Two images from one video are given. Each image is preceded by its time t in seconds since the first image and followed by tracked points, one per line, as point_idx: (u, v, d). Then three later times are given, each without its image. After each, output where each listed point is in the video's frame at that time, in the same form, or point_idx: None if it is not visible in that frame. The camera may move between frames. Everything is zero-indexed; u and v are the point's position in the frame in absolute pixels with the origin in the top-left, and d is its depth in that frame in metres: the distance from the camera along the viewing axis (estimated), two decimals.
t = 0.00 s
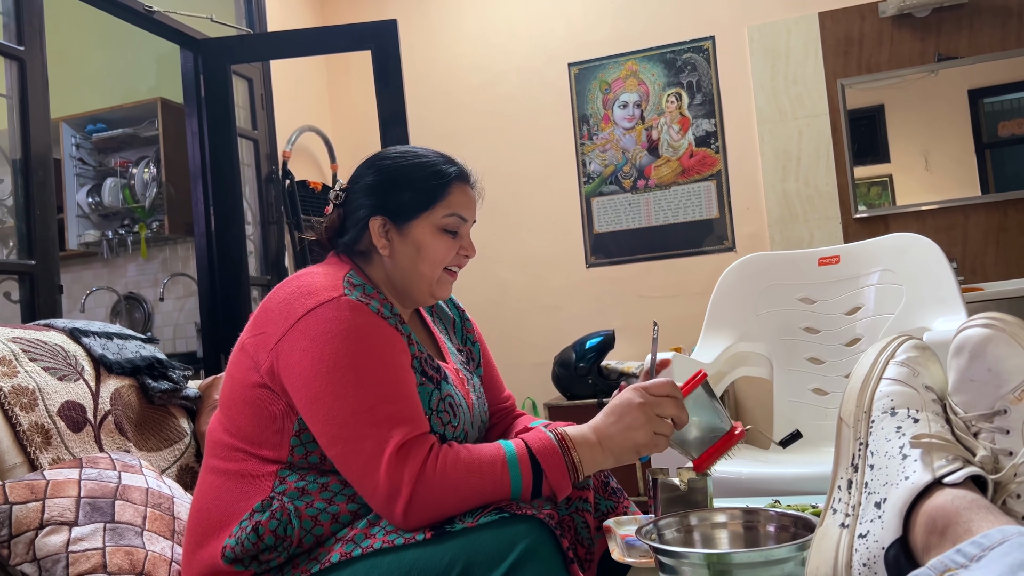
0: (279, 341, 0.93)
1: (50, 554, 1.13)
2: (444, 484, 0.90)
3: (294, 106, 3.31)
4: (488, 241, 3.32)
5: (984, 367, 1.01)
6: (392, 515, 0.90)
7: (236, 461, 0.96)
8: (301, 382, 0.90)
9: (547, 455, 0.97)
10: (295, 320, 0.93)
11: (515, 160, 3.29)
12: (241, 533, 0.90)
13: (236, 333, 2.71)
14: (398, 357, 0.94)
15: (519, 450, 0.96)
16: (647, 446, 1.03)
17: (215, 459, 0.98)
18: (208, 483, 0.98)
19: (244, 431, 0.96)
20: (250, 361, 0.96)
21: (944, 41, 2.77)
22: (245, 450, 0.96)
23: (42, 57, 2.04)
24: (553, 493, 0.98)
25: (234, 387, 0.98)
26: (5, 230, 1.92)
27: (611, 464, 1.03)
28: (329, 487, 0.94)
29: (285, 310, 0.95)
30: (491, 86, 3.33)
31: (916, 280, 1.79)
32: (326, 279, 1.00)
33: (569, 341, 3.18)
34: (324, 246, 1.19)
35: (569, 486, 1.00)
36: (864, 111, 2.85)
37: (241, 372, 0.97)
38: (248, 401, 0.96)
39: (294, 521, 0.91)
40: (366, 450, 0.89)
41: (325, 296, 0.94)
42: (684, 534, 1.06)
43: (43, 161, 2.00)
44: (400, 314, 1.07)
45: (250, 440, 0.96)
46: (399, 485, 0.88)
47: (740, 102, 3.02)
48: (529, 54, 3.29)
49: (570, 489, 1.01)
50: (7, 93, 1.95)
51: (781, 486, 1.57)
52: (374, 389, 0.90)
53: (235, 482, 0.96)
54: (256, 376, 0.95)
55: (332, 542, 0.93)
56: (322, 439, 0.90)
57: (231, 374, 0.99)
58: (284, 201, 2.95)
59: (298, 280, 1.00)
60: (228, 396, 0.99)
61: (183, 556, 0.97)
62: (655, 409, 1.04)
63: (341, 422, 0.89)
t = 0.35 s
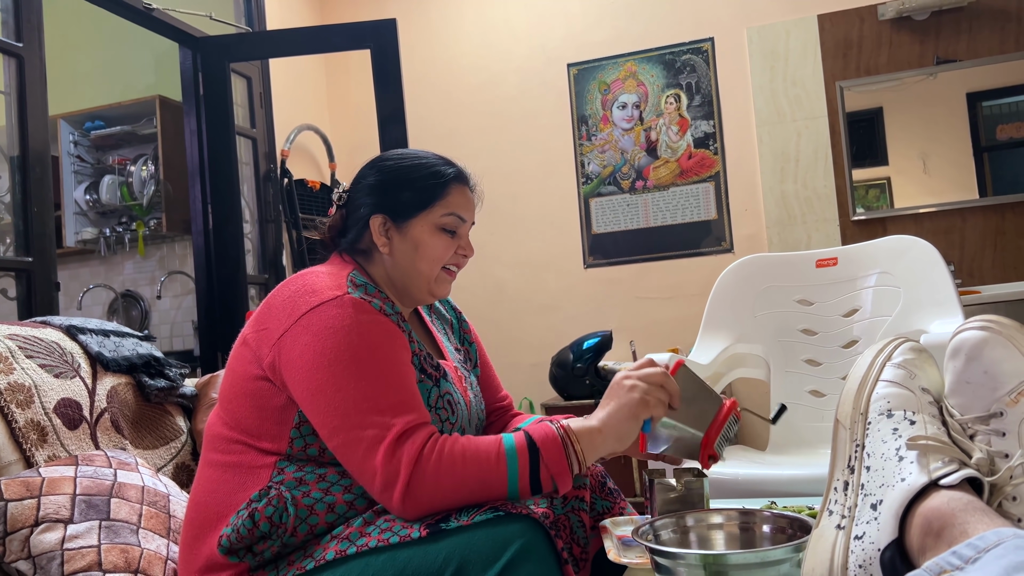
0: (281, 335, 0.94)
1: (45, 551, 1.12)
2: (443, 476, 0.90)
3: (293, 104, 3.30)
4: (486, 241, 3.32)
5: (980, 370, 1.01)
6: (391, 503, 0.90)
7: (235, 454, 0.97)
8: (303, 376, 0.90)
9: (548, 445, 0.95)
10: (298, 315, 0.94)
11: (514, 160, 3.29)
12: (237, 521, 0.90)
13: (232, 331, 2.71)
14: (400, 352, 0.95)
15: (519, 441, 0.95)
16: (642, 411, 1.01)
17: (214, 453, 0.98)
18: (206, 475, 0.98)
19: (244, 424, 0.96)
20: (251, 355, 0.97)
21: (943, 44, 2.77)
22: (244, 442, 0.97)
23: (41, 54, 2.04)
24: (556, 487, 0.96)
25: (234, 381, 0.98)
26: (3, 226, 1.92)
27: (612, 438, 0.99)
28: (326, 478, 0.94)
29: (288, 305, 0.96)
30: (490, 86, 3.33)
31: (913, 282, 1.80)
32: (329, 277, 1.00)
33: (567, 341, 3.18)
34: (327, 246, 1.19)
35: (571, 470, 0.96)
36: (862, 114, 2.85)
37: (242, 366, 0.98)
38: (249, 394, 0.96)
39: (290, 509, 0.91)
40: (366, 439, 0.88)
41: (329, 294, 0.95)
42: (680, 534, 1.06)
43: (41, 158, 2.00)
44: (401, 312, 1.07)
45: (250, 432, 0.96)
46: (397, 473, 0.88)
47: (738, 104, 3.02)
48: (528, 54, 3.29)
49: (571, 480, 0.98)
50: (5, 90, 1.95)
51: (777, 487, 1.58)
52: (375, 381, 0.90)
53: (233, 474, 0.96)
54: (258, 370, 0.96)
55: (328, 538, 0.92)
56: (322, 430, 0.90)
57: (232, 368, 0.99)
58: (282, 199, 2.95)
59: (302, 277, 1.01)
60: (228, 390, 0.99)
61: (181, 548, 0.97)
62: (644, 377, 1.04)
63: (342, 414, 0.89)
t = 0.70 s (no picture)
0: (281, 324, 0.95)
1: (42, 549, 1.12)
2: (450, 442, 0.88)
3: (293, 104, 3.30)
4: (485, 241, 3.32)
5: (985, 370, 1.02)
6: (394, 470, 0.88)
7: (234, 447, 0.97)
8: (305, 358, 0.91)
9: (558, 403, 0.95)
10: (298, 304, 0.95)
11: (513, 160, 3.29)
12: (234, 511, 0.91)
13: (230, 331, 2.70)
14: (398, 336, 0.95)
15: (528, 400, 0.94)
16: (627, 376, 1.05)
17: (213, 447, 0.98)
18: (205, 470, 0.98)
19: (243, 416, 0.97)
20: (252, 347, 0.98)
21: (942, 47, 2.78)
22: (243, 434, 0.97)
23: (40, 51, 2.04)
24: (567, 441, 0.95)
25: (234, 374, 0.99)
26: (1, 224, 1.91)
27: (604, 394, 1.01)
28: (322, 469, 0.94)
29: (289, 296, 0.97)
30: (490, 86, 3.33)
31: (910, 284, 1.80)
32: (329, 273, 1.01)
33: (565, 341, 3.18)
34: (329, 248, 1.20)
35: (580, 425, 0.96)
36: (861, 116, 2.86)
37: (242, 360, 0.99)
38: (249, 385, 0.96)
39: (285, 498, 0.91)
40: (366, 404, 0.87)
41: (328, 285, 0.96)
42: (677, 535, 1.06)
43: (40, 156, 2.00)
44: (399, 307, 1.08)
45: (249, 423, 0.97)
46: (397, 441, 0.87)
47: (738, 106, 3.03)
48: (528, 54, 3.29)
49: (580, 438, 0.98)
50: (4, 87, 1.95)
51: (774, 488, 1.58)
52: (374, 355, 0.89)
53: (233, 465, 0.96)
54: (258, 361, 0.97)
55: (326, 534, 0.92)
56: (323, 404, 0.89)
57: (231, 363, 1.00)
58: (282, 198, 2.95)
59: (303, 272, 1.02)
60: (227, 384, 0.99)
61: (182, 543, 0.97)
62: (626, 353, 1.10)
63: (344, 385, 0.88)
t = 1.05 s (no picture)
0: (283, 322, 0.95)
1: (40, 547, 1.12)
2: (445, 450, 0.89)
3: (292, 103, 3.30)
4: (484, 241, 3.32)
5: (988, 370, 1.02)
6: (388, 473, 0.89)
7: (232, 444, 0.96)
8: (305, 357, 0.91)
9: (548, 417, 0.94)
10: (300, 302, 0.95)
11: (513, 159, 3.29)
12: (232, 505, 0.91)
13: (229, 329, 2.70)
14: (398, 338, 0.95)
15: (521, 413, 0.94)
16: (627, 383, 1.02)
17: (212, 444, 0.98)
18: (203, 466, 0.98)
19: (242, 412, 0.97)
20: (252, 344, 0.98)
21: (942, 49, 2.78)
22: (242, 431, 0.97)
23: (40, 49, 2.03)
24: (558, 454, 0.94)
25: (234, 370, 0.99)
26: None
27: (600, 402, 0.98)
28: (321, 464, 0.95)
29: (291, 294, 0.97)
30: (490, 85, 3.33)
31: (909, 286, 1.80)
32: (330, 271, 1.01)
33: (564, 341, 3.18)
34: (327, 248, 1.20)
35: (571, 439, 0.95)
36: (861, 117, 2.86)
37: (242, 356, 0.98)
38: (249, 381, 0.96)
39: (283, 492, 0.91)
40: (366, 410, 0.88)
41: (330, 284, 0.96)
42: (675, 535, 1.06)
43: (39, 154, 2.00)
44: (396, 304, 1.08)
45: (248, 420, 0.97)
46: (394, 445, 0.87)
47: (737, 106, 3.03)
48: (527, 54, 3.29)
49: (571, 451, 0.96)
50: (3, 84, 1.95)
51: (772, 489, 1.58)
52: (373, 359, 0.90)
53: (231, 462, 0.96)
54: (258, 358, 0.97)
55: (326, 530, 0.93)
56: (322, 405, 0.90)
57: (231, 360, 1.00)
58: (281, 197, 2.96)
59: (304, 270, 1.02)
60: (226, 380, 0.99)
61: (179, 540, 0.97)
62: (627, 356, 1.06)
63: (342, 389, 0.88)
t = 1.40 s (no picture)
0: (281, 320, 0.95)
1: (40, 545, 1.12)
2: (409, 463, 0.89)
3: (293, 103, 3.31)
4: (485, 240, 3.32)
5: (1015, 365, 0.96)
6: (354, 489, 0.89)
7: (230, 441, 0.97)
8: (294, 358, 0.91)
9: (502, 434, 0.94)
10: (298, 301, 0.95)
11: (513, 159, 3.30)
12: (230, 502, 0.91)
13: (229, 328, 2.70)
14: (392, 341, 0.95)
15: (474, 427, 0.94)
16: (595, 437, 1.00)
17: (210, 440, 0.99)
18: (203, 462, 0.98)
19: (241, 408, 0.97)
20: (251, 340, 0.98)
21: (942, 49, 2.78)
22: (240, 427, 0.97)
23: (41, 47, 2.04)
24: (512, 472, 0.95)
25: (233, 367, 0.99)
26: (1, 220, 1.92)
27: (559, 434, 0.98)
28: (318, 462, 0.95)
29: (290, 294, 0.97)
30: (490, 85, 3.34)
31: (909, 287, 1.80)
32: (331, 269, 1.01)
33: (564, 341, 3.19)
34: (330, 248, 1.20)
35: (523, 453, 0.96)
36: (861, 118, 2.86)
37: (241, 352, 0.99)
38: (247, 377, 0.97)
39: (281, 488, 0.92)
40: (336, 425, 0.89)
41: (328, 283, 0.96)
42: (674, 534, 1.07)
43: (40, 152, 2.00)
44: (396, 303, 1.08)
45: (246, 416, 0.97)
46: (360, 461, 0.88)
47: (738, 106, 3.03)
48: (528, 54, 3.29)
49: (525, 462, 0.97)
50: (5, 83, 1.95)
51: (771, 489, 1.59)
52: (357, 367, 0.90)
53: (228, 458, 0.96)
54: (256, 354, 0.97)
55: (326, 527, 0.93)
56: (304, 411, 0.90)
57: (231, 356, 1.01)
58: (282, 196, 2.96)
59: (306, 268, 1.02)
60: (226, 376, 1.00)
61: (178, 537, 0.98)
62: (616, 412, 1.03)
63: (316, 401, 0.89)
